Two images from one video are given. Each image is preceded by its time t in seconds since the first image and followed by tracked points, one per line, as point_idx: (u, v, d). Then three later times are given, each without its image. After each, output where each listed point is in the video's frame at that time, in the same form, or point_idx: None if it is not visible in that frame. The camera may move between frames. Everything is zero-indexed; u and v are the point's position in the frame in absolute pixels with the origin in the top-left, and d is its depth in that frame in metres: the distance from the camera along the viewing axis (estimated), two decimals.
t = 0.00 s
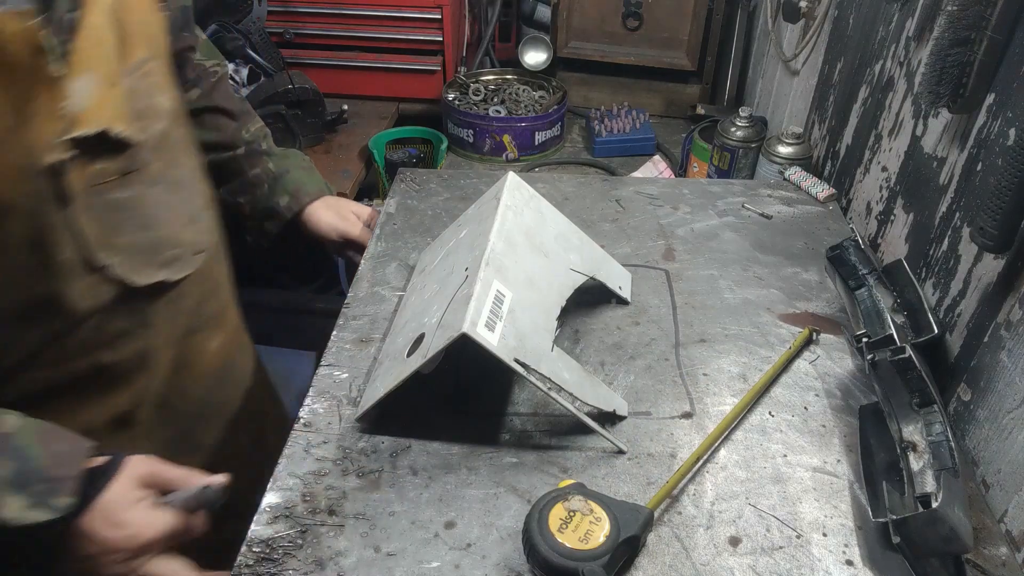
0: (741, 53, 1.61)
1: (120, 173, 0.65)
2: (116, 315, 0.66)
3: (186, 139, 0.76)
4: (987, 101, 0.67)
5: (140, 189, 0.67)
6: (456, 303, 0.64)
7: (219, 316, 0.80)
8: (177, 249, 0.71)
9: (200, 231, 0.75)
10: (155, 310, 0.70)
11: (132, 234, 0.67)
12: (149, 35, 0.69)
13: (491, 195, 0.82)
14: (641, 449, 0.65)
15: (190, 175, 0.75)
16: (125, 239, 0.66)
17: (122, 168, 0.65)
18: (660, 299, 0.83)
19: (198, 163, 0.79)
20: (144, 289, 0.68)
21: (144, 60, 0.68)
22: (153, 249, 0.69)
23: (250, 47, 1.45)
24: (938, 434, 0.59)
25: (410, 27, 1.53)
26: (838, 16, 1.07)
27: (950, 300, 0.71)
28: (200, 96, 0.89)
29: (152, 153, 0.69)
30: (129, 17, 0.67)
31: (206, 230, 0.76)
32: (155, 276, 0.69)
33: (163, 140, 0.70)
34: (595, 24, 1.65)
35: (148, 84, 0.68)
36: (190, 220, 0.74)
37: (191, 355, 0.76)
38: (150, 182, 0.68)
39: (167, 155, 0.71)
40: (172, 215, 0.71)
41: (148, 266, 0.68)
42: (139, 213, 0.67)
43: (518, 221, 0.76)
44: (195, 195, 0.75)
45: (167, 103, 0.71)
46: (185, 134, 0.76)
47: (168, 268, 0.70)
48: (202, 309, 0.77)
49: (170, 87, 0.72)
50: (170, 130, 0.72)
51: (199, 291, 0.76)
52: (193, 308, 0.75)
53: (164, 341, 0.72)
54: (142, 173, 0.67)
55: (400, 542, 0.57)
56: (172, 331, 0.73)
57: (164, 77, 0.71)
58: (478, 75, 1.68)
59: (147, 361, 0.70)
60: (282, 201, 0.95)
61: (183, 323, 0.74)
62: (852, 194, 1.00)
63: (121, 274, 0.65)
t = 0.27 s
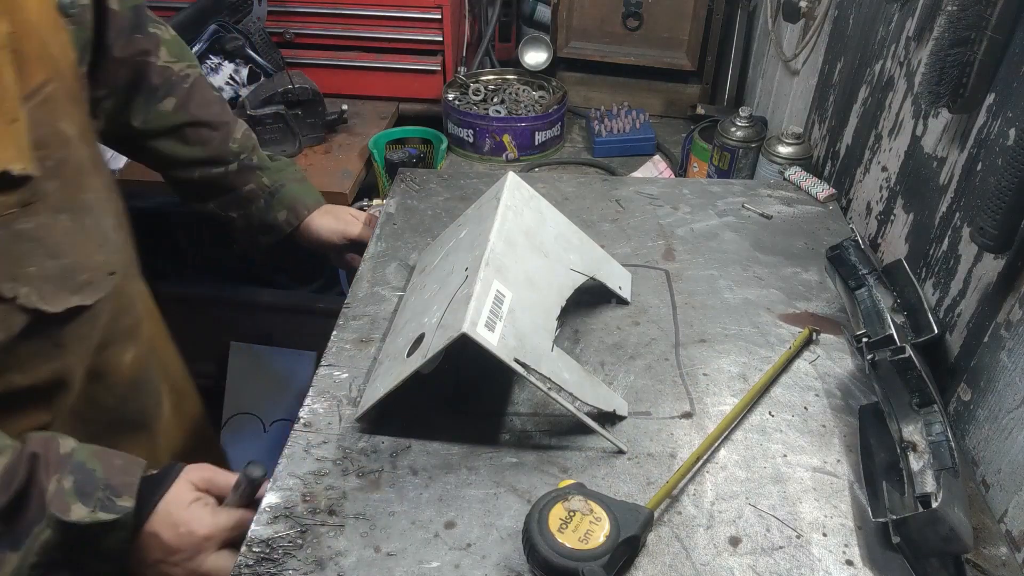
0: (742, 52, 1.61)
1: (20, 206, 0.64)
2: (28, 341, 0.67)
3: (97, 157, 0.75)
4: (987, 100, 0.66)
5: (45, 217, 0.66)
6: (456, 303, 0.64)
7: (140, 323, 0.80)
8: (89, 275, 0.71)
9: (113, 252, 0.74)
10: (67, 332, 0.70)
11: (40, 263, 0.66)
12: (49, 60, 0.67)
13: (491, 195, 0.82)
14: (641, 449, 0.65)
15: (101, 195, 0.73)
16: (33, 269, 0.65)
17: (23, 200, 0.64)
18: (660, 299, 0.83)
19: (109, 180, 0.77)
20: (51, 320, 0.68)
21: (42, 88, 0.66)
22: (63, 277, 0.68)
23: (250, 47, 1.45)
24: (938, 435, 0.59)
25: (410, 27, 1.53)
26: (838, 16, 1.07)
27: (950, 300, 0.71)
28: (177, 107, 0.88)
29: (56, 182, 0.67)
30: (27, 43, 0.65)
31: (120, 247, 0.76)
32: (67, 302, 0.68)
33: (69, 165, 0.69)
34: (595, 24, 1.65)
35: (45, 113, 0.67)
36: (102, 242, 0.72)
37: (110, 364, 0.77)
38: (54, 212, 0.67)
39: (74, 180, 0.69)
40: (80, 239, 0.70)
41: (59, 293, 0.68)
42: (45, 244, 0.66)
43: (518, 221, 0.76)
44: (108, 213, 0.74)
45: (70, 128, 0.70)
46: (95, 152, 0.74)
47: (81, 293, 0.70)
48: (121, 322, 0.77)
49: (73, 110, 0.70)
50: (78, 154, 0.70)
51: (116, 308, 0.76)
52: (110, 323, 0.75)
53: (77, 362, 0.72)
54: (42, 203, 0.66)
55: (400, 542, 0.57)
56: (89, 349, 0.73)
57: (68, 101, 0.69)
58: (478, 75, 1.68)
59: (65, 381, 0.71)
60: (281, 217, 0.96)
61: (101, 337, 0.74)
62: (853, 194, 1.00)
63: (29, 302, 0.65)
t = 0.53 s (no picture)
0: (742, 52, 1.61)
1: None
2: None
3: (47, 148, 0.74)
4: (987, 100, 0.66)
5: None
6: (456, 302, 0.64)
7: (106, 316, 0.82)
8: (48, 269, 0.72)
9: (73, 246, 0.75)
10: (28, 328, 0.70)
11: None
12: None
13: (491, 195, 0.82)
14: (641, 449, 0.65)
15: (56, 190, 0.74)
16: None
17: None
18: (660, 299, 0.83)
19: (61, 171, 0.77)
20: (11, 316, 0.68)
21: None
22: (20, 274, 0.69)
23: (250, 47, 1.45)
24: (938, 435, 0.59)
25: (410, 27, 1.53)
26: (838, 17, 1.07)
27: (950, 300, 0.71)
28: (144, 92, 0.86)
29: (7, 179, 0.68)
30: None
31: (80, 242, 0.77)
32: (26, 297, 0.69)
33: (18, 161, 0.68)
34: (595, 24, 1.65)
35: None
36: (62, 237, 0.73)
37: (78, 358, 0.78)
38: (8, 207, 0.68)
39: (30, 175, 0.70)
40: (37, 235, 0.71)
41: (17, 288, 0.68)
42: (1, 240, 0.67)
43: (518, 221, 0.76)
44: (66, 208, 0.75)
45: (15, 121, 0.69)
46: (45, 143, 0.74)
47: (42, 288, 0.71)
48: (87, 314, 0.78)
49: (19, 104, 0.69)
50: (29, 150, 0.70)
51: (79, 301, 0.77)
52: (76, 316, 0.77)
53: (42, 359, 0.72)
54: None
55: (400, 542, 0.57)
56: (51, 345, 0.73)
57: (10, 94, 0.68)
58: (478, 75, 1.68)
59: (36, 379, 0.72)
60: (257, 204, 0.90)
61: (68, 330, 0.76)
62: (853, 194, 1.00)
63: None
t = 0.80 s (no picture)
0: (742, 52, 1.61)
1: None
2: None
3: (47, 154, 0.76)
4: (987, 100, 0.66)
5: None
6: (455, 302, 0.64)
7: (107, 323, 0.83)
8: (43, 275, 0.71)
9: (70, 251, 0.75)
10: (25, 336, 0.71)
11: None
12: None
13: (490, 195, 0.82)
14: (640, 448, 0.65)
15: (54, 195, 0.74)
16: None
17: None
18: (660, 299, 0.83)
19: (63, 179, 0.79)
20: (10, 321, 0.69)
21: None
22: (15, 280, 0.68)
23: (250, 47, 1.45)
24: (938, 433, 0.59)
25: (410, 27, 1.53)
26: (838, 17, 1.07)
27: (950, 300, 0.71)
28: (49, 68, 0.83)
29: None
30: None
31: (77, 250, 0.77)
32: (20, 305, 0.69)
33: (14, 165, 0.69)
34: (595, 24, 1.65)
35: None
36: (59, 243, 0.74)
37: (78, 365, 0.79)
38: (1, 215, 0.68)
39: (24, 183, 0.70)
40: (32, 243, 0.70)
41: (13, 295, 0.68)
42: None
43: (518, 221, 0.76)
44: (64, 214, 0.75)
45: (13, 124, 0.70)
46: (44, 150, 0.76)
47: (38, 296, 0.70)
48: (85, 321, 0.79)
49: (19, 108, 0.72)
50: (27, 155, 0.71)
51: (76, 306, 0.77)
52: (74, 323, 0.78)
53: (42, 367, 0.73)
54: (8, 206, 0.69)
55: (400, 542, 0.57)
56: (51, 349, 0.74)
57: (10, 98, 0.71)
58: (478, 75, 1.68)
59: (34, 387, 0.72)
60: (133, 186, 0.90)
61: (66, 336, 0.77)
62: (852, 194, 0.99)
63: None
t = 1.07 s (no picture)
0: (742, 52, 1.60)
1: None
2: None
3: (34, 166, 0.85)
4: (987, 100, 0.66)
5: None
6: (455, 302, 0.64)
7: (95, 326, 0.92)
8: (33, 281, 0.78)
9: (59, 257, 0.82)
10: (17, 340, 0.79)
11: None
12: None
13: (490, 194, 0.82)
14: (640, 448, 0.65)
15: (42, 202, 0.82)
16: None
17: None
18: (659, 299, 0.83)
19: (50, 190, 0.86)
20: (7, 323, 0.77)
21: None
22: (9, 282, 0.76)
23: (250, 47, 1.46)
24: (938, 433, 0.58)
25: (410, 27, 1.53)
26: (838, 16, 1.07)
27: (950, 299, 0.71)
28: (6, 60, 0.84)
29: None
30: None
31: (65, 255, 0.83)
32: (13, 310, 0.76)
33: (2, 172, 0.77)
34: (595, 24, 1.65)
35: None
36: (47, 248, 0.81)
37: (68, 364, 0.88)
38: None
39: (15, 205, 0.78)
40: (21, 249, 0.78)
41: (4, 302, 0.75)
42: None
43: (517, 221, 0.76)
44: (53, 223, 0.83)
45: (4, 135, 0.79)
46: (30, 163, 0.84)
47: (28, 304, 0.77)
48: (76, 323, 0.88)
49: (9, 122, 0.80)
50: (16, 163, 0.79)
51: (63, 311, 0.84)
52: (66, 325, 0.86)
53: (34, 369, 0.81)
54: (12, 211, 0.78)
55: (399, 541, 0.57)
56: (42, 351, 0.82)
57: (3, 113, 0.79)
58: (478, 75, 1.68)
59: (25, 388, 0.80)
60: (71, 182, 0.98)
61: (56, 340, 0.84)
62: (852, 194, 0.99)
63: None
